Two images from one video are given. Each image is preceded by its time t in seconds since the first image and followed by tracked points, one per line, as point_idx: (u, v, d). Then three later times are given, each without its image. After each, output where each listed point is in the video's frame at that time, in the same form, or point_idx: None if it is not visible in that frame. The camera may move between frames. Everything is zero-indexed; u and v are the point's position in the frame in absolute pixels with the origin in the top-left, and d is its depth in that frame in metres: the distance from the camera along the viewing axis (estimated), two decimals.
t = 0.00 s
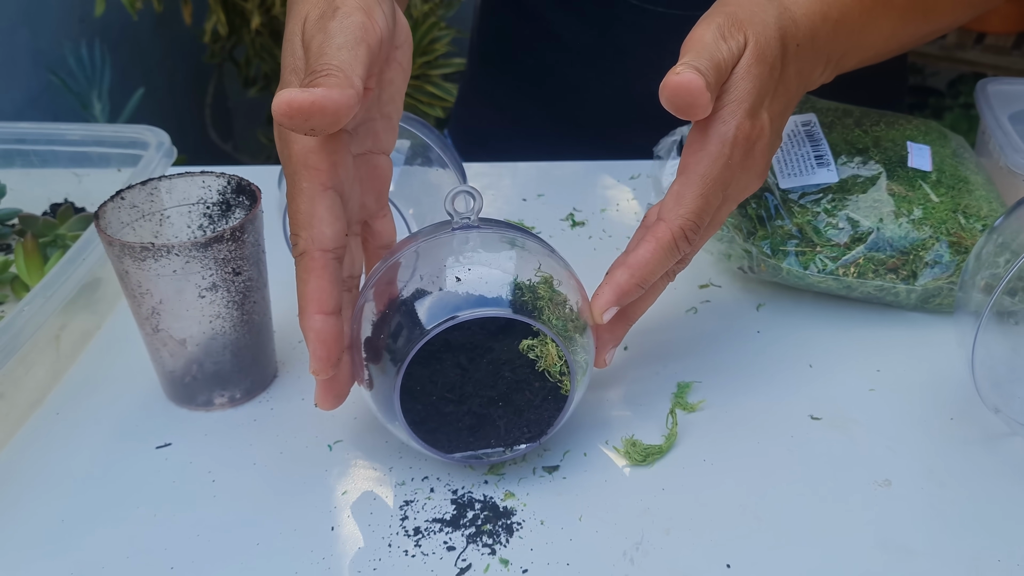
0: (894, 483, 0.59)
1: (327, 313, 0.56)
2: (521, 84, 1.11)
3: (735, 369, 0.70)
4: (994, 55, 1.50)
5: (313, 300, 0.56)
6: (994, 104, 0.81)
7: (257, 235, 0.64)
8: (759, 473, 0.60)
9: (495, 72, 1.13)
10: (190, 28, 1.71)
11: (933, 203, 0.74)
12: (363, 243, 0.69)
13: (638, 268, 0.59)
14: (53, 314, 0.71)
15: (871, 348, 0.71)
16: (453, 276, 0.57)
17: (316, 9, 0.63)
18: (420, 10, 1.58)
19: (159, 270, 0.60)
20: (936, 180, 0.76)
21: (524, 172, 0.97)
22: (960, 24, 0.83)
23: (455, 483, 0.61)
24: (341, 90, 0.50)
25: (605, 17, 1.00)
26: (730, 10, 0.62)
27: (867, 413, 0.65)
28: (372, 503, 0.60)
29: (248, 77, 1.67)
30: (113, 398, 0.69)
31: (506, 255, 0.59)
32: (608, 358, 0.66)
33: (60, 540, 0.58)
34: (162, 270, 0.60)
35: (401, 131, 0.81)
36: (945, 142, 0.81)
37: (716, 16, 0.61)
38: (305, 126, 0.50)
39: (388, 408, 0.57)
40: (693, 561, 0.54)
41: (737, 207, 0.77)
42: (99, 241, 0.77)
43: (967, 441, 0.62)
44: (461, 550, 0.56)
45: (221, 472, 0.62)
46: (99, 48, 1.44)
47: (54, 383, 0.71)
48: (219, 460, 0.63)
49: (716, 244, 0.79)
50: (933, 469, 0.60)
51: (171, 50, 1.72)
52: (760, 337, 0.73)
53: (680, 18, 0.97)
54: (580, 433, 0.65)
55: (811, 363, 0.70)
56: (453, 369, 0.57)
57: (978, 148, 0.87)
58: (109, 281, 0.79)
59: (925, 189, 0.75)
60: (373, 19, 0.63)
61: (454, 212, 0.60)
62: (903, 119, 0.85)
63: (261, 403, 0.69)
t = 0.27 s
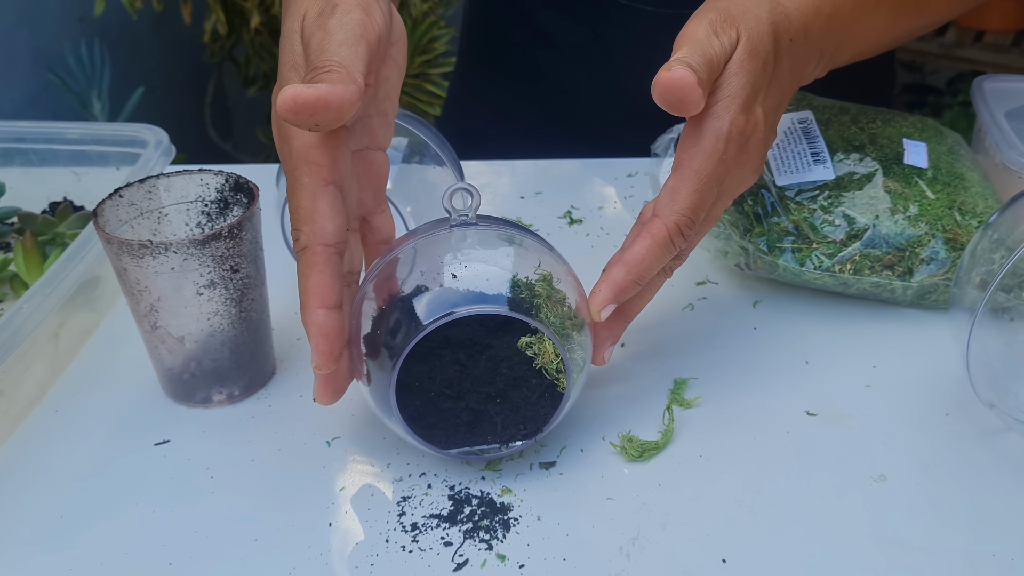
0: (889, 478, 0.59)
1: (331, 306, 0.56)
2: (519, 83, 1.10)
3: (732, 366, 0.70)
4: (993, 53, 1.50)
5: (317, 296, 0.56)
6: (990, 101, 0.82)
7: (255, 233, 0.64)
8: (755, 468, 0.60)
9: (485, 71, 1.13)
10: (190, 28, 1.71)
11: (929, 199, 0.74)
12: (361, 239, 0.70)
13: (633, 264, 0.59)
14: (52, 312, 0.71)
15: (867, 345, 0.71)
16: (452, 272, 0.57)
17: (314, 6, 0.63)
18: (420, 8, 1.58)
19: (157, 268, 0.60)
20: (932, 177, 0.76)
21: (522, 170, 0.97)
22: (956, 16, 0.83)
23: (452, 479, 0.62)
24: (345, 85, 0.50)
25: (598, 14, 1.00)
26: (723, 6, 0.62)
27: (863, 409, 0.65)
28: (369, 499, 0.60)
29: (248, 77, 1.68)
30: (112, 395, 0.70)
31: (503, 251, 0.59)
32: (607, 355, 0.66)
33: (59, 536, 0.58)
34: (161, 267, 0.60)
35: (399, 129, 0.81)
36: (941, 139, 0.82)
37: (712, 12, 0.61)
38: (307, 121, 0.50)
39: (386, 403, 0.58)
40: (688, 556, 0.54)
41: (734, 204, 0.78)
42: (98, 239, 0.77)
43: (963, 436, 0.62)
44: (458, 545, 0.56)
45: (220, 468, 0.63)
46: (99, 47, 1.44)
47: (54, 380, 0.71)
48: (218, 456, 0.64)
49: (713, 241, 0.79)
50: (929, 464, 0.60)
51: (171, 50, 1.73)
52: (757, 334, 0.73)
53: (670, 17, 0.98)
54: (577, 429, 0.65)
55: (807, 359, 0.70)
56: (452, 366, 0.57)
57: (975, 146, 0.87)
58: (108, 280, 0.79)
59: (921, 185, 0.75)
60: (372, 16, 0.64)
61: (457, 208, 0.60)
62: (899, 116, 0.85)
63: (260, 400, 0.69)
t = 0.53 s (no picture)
0: (886, 476, 0.59)
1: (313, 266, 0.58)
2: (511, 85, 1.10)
3: (729, 363, 0.70)
4: (993, 52, 1.50)
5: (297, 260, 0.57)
6: (988, 99, 0.82)
7: (253, 231, 0.64)
8: (752, 465, 0.60)
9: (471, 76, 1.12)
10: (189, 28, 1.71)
11: (926, 197, 0.74)
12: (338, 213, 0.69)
13: (635, 274, 0.58)
14: (51, 311, 0.71)
15: (865, 342, 0.71)
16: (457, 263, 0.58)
17: None
18: (419, 8, 1.58)
19: (154, 266, 0.60)
20: (929, 175, 0.76)
21: (520, 169, 0.97)
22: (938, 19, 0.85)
23: (451, 476, 0.62)
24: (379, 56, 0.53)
25: (591, 14, 1.00)
26: (726, 11, 0.62)
27: (860, 406, 0.65)
28: (367, 496, 0.60)
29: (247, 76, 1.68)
30: (110, 394, 0.70)
31: (509, 242, 0.59)
32: (620, 369, 0.64)
33: (58, 534, 0.58)
34: (158, 266, 0.60)
35: (398, 128, 0.81)
36: (939, 138, 0.82)
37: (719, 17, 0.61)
38: (336, 78, 0.51)
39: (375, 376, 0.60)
40: (685, 553, 0.54)
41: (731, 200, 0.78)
42: (97, 238, 0.77)
43: (960, 434, 0.62)
44: (456, 543, 0.56)
45: (219, 467, 0.63)
46: (98, 46, 1.44)
47: (53, 378, 0.71)
48: (216, 454, 0.64)
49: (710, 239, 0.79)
50: (926, 462, 0.60)
51: (171, 49, 1.73)
52: (755, 332, 0.73)
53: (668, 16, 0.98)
54: (575, 427, 0.65)
55: (805, 357, 0.70)
56: (471, 355, 0.57)
57: (973, 144, 0.87)
58: (107, 278, 0.79)
59: (918, 184, 0.75)
60: None
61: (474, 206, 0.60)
62: (896, 114, 0.85)
63: (259, 398, 0.69)
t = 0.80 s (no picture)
0: (886, 473, 0.59)
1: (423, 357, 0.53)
2: (491, 90, 1.06)
3: (728, 362, 0.70)
4: (992, 51, 1.51)
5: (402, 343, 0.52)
6: (987, 98, 0.82)
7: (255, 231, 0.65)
8: (752, 463, 0.60)
9: (436, 82, 1.10)
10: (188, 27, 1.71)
11: (926, 196, 0.74)
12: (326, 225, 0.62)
13: (639, 328, 0.57)
14: (53, 310, 0.71)
15: (864, 341, 0.71)
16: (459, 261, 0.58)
17: None
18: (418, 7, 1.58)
19: (156, 265, 0.60)
20: (929, 174, 0.76)
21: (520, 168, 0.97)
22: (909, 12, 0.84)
23: (452, 474, 0.62)
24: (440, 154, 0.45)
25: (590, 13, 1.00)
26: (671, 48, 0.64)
27: (860, 404, 0.65)
28: (368, 495, 0.60)
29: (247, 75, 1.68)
30: (112, 393, 0.70)
31: (510, 240, 0.59)
32: (622, 380, 0.58)
33: (60, 533, 0.58)
34: (160, 265, 0.60)
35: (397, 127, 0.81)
36: (938, 136, 0.82)
37: (646, 71, 0.62)
38: (420, 199, 0.43)
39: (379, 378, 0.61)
40: (685, 551, 0.54)
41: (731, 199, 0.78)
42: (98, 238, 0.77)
43: (960, 432, 0.63)
44: (457, 541, 0.56)
45: (220, 466, 0.63)
46: (99, 47, 1.44)
47: (54, 377, 0.71)
48: (218, 454, 0.64)
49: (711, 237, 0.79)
50: (926, 460, 0.60)
51: (170, 49, 1.73)
52: (755, 330, 0.73)
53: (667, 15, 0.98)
54: (577, 424, 0.65)
55: (805, 356, 0.70)
56: (473, 354, 0.58)
57: (972, 142, 0.87)
58: (109, 277, 0.79)
59: (918, 182, 0.76)
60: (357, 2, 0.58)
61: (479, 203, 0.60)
62: (895, 113, 0.86)
63: (260, 397, 0.69)
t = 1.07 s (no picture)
0: (885, 469, 0.59)
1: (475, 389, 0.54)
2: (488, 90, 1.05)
3: (728, 359, 0.70)
4: (991, 49, 1.51)
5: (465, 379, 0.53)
6: (985, 94, 0.82)
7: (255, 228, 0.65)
8: (751, 459, 0.61)
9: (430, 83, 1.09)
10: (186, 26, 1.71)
11: (922, 193, 0.75)
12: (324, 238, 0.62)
13: (614, 332, 0.56)
14: (53, 307, 0.71)
15: (863, 337, 0.71)
16: (458, 258, 0.58)
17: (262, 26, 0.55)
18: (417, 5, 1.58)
19: (156, 262, 0.60)
20: (925, 170, 0.77)
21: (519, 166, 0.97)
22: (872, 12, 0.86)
23: (452, 470, 0.62)
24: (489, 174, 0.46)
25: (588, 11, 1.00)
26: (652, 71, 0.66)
27: (859, 400, 0.65)
28: (368, 491, 0.60)
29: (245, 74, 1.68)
30: (112, 390, 0.70)
31: (509, 236, 0.59)
32: (594, 382, 0.56)
33: (61, 529, 0.58)
34: (160, 261, 0.60)
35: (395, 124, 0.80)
36: (936, 131, 0.82)
37: (624, 98, 0.64)
38: (490, 216, 0.44)
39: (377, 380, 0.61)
40: (684, 545, 0.54)
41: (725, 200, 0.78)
42: (98, 235, 0.77)
43: (959, 427, 0.63)
44: (457, 536, 0.57)
45: (220, 462, 0.63)
46: (98, 44, 1.44)
47: (54, 374, 0.71)
48: (217, 450, 0.64)
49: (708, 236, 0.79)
50: (926, 455, 0.60)
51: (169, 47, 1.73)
52: (755, 326, 0.74)
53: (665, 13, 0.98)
54: (575, 421, 0.65)
55: (804, 352, 0.70)
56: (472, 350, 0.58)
57: (970, 138, 0.87)
58: (108, 274, 0.79)
59: (913, 179, 0.76)
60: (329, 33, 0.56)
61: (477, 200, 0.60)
62: (889, 110, 0.86)
63: (260, 394, 0.69)
